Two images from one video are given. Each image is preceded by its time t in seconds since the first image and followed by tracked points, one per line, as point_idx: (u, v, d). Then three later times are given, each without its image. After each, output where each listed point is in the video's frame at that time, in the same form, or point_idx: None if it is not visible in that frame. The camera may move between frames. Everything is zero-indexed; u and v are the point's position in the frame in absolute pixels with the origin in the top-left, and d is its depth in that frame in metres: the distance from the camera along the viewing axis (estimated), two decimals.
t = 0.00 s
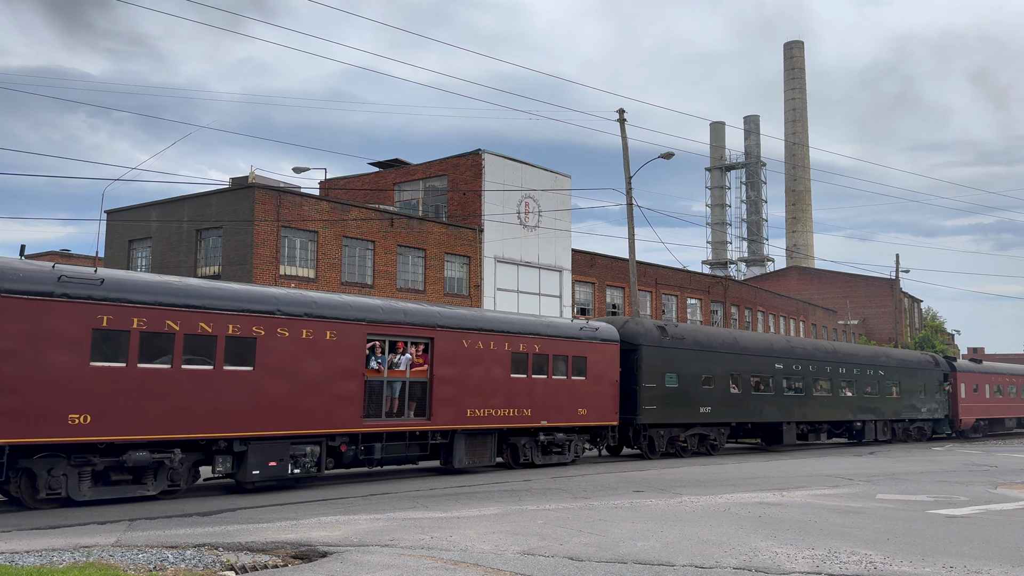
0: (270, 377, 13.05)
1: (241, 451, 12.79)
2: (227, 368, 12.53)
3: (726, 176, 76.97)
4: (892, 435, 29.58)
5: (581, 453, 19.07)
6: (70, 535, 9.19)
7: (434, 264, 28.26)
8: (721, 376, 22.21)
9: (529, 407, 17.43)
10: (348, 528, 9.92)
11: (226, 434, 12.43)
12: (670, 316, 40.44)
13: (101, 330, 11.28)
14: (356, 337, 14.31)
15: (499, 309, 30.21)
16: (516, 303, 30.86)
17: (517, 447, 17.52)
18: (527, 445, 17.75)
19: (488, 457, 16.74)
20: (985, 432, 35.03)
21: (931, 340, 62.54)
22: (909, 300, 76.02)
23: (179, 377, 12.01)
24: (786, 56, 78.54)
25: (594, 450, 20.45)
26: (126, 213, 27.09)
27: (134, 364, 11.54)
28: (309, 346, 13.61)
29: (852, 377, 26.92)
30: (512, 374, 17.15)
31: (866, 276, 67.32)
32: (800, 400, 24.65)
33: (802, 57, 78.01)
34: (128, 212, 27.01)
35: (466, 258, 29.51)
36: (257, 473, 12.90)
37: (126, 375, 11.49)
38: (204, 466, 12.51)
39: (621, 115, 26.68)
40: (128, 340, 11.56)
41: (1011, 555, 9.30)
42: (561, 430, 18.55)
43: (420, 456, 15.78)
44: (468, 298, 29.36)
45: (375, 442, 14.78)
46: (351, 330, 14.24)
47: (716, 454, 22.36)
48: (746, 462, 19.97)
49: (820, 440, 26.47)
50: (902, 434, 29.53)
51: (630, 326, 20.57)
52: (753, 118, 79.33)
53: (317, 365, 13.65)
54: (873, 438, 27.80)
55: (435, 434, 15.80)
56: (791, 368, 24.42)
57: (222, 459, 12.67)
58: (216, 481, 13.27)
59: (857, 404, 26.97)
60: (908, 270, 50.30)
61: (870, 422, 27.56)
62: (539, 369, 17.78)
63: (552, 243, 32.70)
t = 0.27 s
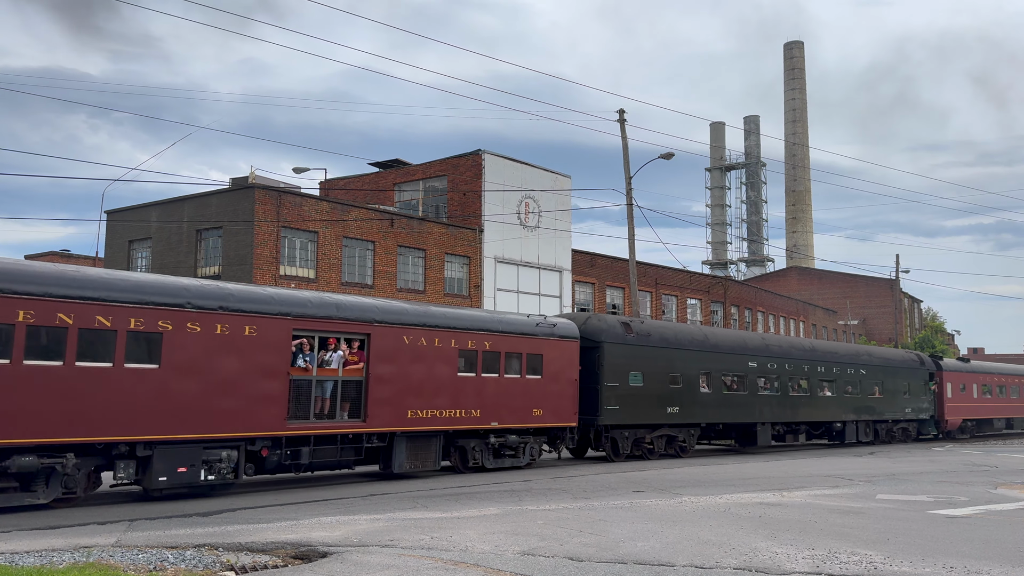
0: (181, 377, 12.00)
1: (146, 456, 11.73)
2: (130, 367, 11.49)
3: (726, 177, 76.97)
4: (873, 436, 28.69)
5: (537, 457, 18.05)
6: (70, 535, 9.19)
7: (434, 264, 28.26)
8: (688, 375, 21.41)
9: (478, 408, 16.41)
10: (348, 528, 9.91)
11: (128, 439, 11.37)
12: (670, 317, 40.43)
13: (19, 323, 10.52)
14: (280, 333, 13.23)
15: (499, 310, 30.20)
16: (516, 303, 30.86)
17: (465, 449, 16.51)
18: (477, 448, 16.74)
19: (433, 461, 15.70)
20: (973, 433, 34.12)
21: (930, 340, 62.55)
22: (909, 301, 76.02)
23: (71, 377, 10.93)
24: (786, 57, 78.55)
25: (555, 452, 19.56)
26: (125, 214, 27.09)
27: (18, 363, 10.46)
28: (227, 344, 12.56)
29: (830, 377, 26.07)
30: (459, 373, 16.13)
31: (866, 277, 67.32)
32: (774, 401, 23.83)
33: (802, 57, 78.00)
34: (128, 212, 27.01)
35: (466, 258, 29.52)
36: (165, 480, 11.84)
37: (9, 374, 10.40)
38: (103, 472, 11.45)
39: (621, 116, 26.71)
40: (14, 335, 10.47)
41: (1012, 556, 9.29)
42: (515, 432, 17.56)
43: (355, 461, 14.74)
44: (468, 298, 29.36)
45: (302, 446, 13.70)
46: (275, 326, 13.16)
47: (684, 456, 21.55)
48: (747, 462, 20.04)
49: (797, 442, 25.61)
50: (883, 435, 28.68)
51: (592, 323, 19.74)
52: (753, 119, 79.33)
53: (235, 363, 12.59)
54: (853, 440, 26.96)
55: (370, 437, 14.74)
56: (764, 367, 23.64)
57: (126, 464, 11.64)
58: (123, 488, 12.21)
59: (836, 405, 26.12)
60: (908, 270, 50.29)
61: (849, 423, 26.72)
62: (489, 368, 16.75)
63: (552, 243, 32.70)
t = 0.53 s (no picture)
0: (75, 376, 10.79)
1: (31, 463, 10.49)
2: (13, 363, 10.26)
3: (726, 177, 76.97)
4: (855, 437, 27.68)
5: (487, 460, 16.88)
6: (70, 536, 9.18)
7: (434, 265, 28.27)
8: (655, 374, 20.29)
9: (420, 409, 15.20)
10: (348, 529, 9.91)
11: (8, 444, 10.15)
12: (670, 317, 40.42)
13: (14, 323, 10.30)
14: (193, 327, 11.98)
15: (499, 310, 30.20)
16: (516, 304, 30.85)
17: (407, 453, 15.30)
18: (421, 451, 15.53)
19: (368, 467, 14.49)
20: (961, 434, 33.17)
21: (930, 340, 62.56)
22: (909, 301, 76.04)
23: None
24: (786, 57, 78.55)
25: (510, 455, 18.43)
26: (126, 214, 27.08)
27: None
28: (128, 340, 11.33)
29: (808, 375, 25.06)
30: (399, 371, 14.89)
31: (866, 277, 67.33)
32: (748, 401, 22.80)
33: (802, 57, 78.00)
34: (129, 212, 27.00)
35: (466, 258, 29.52)
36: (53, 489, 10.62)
37: None
38: None
39: (621, 117, 26.83)
40: None
41: (1011, 556, 9.29)
42: (463, 433, 16.37)
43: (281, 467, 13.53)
44: (468, 299, 29.35)
45: (217, 451, 12.46)
46: (188, 320, 11.92)
47: (651, 458, 20.55)
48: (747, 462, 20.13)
49: (773, 443, 24.64)
50: (866, 437, 27.75)
51: (551, 319, 18.50)
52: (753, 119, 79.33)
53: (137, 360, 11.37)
54: (832, 440, 26.00)
55: (296, 441, 13.51)
56: (737, 366, 22.61)
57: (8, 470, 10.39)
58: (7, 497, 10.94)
59: (814, 405, 25.10)
60: (908, 271, 50.25)
61: (828, 423, 25.75)
62: (433, 366, 15.53)
63: (552, 243, 32.70)
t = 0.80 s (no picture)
0: None
1: None
2: None
3: (725, 177, 76.98)
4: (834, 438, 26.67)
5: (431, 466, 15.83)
6: (69, 537, 9.17)
7: (433, 265, 28.26)
8: (617, 373, 19.29)
9: (354, 410, 14.16)
10: (348, 529, 9.90)
11: None
12: (669, 317, 40.41)
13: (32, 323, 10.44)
14: (90, 322, 10.93)
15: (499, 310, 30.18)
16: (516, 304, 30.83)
17: (340, 458, 14.26)
18: (357, 456, 14.49)
19: (294, 473, 13.41)
20: (947, 435, 32.19)
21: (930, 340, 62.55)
22: (909, 301, 76.05)
23: None
24: (785, 57, 78.57)
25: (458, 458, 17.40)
26: (126, 215, 27.08)
27: None
28: (12, 335, 10.26)
29: (784, 375, 24.09)
30: (329, 370, 13.85)
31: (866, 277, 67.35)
32: (719, 401, 21.83)
33: (802, 58, 78.02)
34: (129, 212, 27.00)
35: (466, 259, 29.51)
36: None
37: None
38: None
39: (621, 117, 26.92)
40: None
41: (1011, 556, 9.29)
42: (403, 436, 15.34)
43: (195, 474, 12.45)
44: (468, 299, 29.35)
45: (116, 457, 11.36)
46: (82, 315, 10.85)
47: (614, 460, 19.64)
48: (748, 462, 20.22)
49: (748, 445, 23.67)
50: (846, 439, 26.80)
51: (504, 315, 17.48)
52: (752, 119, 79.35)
53: (21, 357, 10.31)
54: (811, 442, 25.02)
55: (209, 446, 12.42)
56: (707, 364, 21.66)
57: None
58: None
59: (790, 406, 24.13)
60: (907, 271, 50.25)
61: (806, 424, 24.77)
62: (368, 365, 14.49)
63: (552, 244, 32.70)
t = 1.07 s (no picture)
0: None
1: None
2: None
3: (725, 178, 77.01)
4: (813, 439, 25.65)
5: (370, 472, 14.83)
6: (68, 538, 9.14)
7: (433, 265, 28.26)
8: (575, 372, 18.31)
9: (278, 411, 13.22)
10: (348, 530, 9.89)
11: None
12: (670, 318, 40.41)
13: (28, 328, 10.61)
14: None
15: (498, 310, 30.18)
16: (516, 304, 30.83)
17: (264, 463, 13.30)
18: (284, 462, 13.51)
19: (207, 480, 12.44)
20: (933, 436, 31.22)
21: (930, 340, 62.58)
22: (909, 301, 76.10)
23: None
24: (785, 58, 78.61)
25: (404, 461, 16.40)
26: (126, 215, 27.08)
27: None
28: None
29: (758, 374, 23.14)
30: (248, 368, 12.93)
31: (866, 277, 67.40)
32: (688, 402, 20.87)
33: (802, 58, 78.05)
34: (128, 213, 26.99)
35: (465, 259, 29.52)
36: None
37: None
38: None
39: (621, 117, 26.94)
40: None
41: (1010, 556, 9.30)
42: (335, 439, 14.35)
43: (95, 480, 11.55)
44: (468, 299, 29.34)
45: None
46: None
47: (572, 464, 18.68)
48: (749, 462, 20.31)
49: (720, 446, 22.72)
50: (825, 440, 25.82)
51: (451, 310, 16.44)
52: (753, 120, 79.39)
53: None
54: (788, 443, 24.04)
55: (109, 451, 11.51)
56: (675, 363, 20.67)
57: None
58: None
59: (765, 406, 23.18)
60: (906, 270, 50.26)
61: (782, 425, 23.80)
62: (293, 363, 13.56)
63: (552, 244, 32.70)
